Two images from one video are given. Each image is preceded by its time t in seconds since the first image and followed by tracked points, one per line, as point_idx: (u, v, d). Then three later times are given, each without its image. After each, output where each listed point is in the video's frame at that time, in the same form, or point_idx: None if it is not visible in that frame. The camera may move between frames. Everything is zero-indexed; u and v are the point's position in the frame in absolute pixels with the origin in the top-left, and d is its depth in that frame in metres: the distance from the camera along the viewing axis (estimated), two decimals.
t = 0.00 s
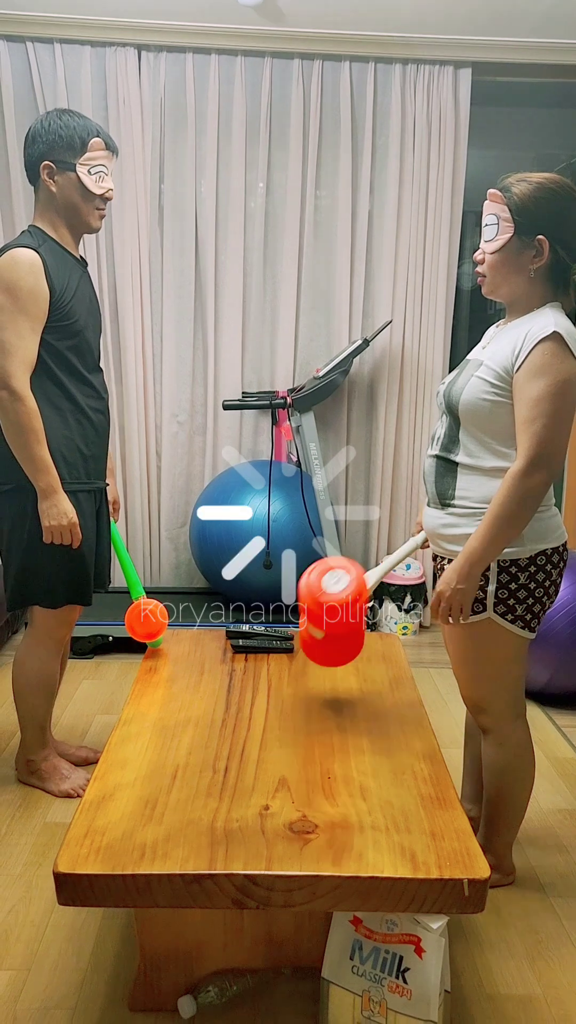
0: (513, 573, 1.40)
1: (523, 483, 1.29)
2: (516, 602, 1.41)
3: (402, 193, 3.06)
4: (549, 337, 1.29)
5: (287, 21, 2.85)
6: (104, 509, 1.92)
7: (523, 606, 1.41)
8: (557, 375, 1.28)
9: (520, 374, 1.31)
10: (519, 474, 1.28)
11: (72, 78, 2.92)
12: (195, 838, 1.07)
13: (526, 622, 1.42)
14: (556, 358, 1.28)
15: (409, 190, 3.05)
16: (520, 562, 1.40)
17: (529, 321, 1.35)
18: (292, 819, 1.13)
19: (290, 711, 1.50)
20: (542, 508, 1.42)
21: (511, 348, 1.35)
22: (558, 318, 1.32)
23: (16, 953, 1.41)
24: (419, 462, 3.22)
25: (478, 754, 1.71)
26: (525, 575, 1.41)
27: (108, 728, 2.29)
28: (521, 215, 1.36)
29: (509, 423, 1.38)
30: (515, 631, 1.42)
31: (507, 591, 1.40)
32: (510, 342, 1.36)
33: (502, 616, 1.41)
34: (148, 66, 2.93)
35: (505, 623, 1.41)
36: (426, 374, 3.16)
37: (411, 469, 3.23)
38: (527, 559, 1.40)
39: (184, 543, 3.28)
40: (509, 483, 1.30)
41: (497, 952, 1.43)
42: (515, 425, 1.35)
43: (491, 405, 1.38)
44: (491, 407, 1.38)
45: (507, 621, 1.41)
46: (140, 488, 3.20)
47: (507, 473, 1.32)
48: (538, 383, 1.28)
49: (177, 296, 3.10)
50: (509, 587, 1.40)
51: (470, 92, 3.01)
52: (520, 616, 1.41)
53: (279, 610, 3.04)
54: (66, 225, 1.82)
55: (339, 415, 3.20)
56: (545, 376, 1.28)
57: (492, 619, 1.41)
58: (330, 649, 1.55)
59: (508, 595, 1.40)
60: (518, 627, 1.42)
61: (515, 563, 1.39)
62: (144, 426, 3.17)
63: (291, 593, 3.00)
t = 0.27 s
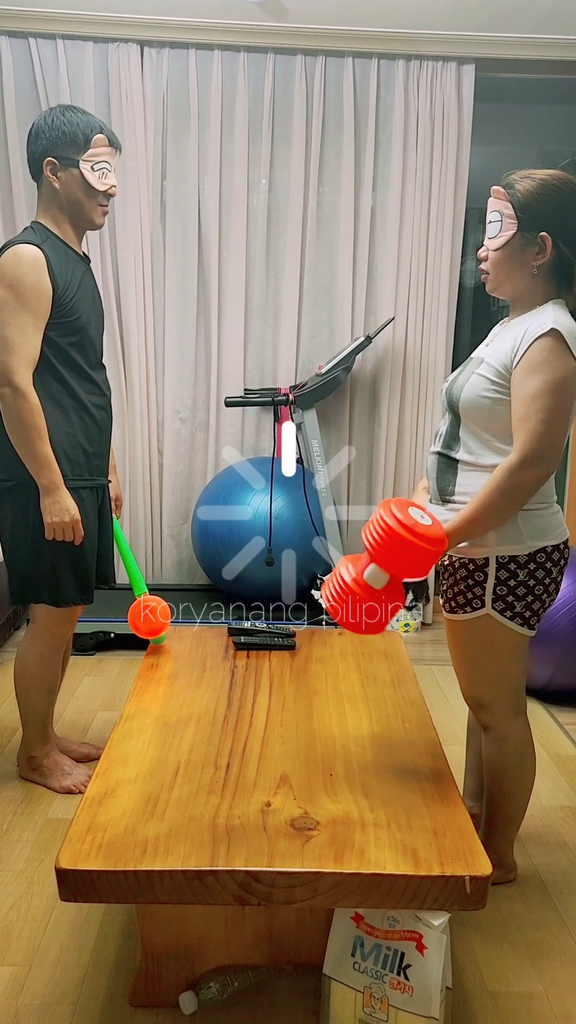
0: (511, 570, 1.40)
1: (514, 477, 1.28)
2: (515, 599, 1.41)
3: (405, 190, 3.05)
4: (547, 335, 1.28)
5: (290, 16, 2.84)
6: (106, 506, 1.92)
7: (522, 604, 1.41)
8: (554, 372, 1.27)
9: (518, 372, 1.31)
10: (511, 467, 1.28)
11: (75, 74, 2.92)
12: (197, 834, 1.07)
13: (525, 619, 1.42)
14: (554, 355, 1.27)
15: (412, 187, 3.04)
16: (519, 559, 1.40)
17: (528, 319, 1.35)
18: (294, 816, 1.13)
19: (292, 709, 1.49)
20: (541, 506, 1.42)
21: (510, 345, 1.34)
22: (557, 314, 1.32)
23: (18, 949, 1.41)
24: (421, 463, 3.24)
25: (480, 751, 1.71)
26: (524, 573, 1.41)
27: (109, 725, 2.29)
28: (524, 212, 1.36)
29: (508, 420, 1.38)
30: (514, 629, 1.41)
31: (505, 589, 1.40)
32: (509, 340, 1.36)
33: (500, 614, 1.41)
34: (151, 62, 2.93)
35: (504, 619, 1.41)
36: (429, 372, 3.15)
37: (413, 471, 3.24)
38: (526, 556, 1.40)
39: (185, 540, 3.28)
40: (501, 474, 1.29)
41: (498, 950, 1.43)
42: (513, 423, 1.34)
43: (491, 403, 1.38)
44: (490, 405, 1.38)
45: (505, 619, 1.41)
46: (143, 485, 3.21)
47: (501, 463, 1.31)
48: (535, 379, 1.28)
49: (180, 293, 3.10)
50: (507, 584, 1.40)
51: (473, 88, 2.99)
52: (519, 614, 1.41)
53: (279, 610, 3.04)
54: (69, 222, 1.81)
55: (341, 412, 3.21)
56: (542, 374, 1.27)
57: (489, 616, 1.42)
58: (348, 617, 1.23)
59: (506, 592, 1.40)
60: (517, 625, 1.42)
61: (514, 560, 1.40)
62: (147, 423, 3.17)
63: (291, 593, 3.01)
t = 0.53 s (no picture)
0: (515, 569, 1.40)
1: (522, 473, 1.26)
2: (519, 598, 1.40)
3: (408, 187, 3.04)
4: (555, 332, 1.28)
5: (293, 12, 2.83)
6: (108, 504, 1.92)
7: (525, 603, 1.41)
8: (562, 369, 1.26)
9: (526, 369, 1.30)
10: (522, 464, 1.26)
11: (77, 71, 2.91)
12: (198, 833, 1.07)
13: (529, 618, 1.42)
14: (561, 352, 1.27)
15: (415, 184, 3.03)
16: (523, 558, 1.39)
17: (534, 316, 1.34)
18: (296, 815, 1.12)
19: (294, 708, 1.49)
20: (545, 506, 1.42)
21: (517, 343, 1.34)
22: (562, 312, 1.32)
23: (19, 947, 1.41)
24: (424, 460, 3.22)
25: (482, 750, 1.70)
26: (528, 572, 1.40)
27: (111, 723, 2.29)
28: (529, 208, 1.35)
29: (516, 418, 1.37)
30: (518, 628, 1.41)
31: (509, 588, 1.40)
32: (515, 338, 1.35)
33: (504, 613, 1.40)
34: (153, 58, 2.92)
35: (507, 618, 1.40)
36: (431, 369, 3.14)
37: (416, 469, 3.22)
38: (530, 555, 1.40)
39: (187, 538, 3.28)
40: (512, 471, 1.26)
41: (500, 950, 1.42)
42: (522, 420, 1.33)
43: (496, 400, 1.37)
44: (496, 402, 1.37)
45: (509, 618, 1.40)
46: (145, 483, 3.20)
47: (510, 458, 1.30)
48: (544, 377, 1.27)
49: (182, 290, 3.09)
50: (511, 583, 1.40)
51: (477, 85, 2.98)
52: (522, 613, 1.41)
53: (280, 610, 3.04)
54: (71, 219, 1.81)
55: (344, 410, 3.20)
56: (548, 371, 1.27)
57: (493, 616, 1.41)
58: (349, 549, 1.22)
59: (510, 591, 1.40)
60: (520, 624, 1.41)
61: (518, 559, 1.39)
62: (149, 421, 3.17)
63: (291, 593, 3.02)
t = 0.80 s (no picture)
0: (521, 570, 1.39)
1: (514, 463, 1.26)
2: (525, 598, 1.40)
3: (410, 186, 3.03)
4: (558, 330, 1.27)
5: (295, 12, 2.83)
6: (109, 503, 1.92)
7: (531, 603, 1.40)
8: (564, 366, 1.26)
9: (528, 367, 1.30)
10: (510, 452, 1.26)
11: (79, 69, 2.91)
12: (199, 833, 1.07)
13: (535, 619, 1.41)
14: (564, 350, 1.26)
15: (417, 183, 3.03)
16: (529, 558, 1.39)
17: (539, 314, 1.34)
18: (297, 815, 1.12)
19: (295, 708, 1.48)
20: (551, 506, 1.42)
21: (520, 341, 1.34)
22: (566, 309, 1.31)
23: (20, 948, 1.41)
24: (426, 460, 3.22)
25: (484, 750, 1.70)
26: (534, 572, 1.40)
27: (112, 722, 2.29)
28: (536, 208, 1.34)
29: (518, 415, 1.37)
30: (524, 628, 1.40)
31: (515, 588, 1.39)
32: (519, 336, 1.35)
33: (511, 614, 1.40)
34: (156, 57, 2.91)
35: (514, 618, 1.40)
36: (433, 369, 3.14)
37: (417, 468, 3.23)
38: (536, 556, 1.39)
39: (188, 537, 3.28)
40: (500, 458, 1.27)
41: (502, 951, 1.42)
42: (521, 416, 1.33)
43: (500, 399, 1.37)
44: (500, 400, 1.37)
45: (515, 618, 1.40)
46: (146, 482, 3.20)
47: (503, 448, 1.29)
48: (543, 373, 1.27)
49: (184, 289, 3.09)
50: (517, 583, 1.39)
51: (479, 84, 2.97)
52: (528, 613, 1.40)
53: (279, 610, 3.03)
54: (73, 217, 1.81)
55: (345, 409, 3.20)
56: (550, 369, 1.26)
57: (500, 616, 1.40)
58: (379, 587, 1.25)
59: (516, 592, 1.39)
60: (526, 625, 1.41)
61: (525, 559, 1.39)
62: (151, 420, 3.17)
63: (291, 593, 3.00)
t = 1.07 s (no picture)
0: (520, 571, 1.39)
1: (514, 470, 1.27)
2: (524, 599, 1.39)
3: (411, 186, 3.03)
4: (556, 331, 1.27)
5: (297, 12, 2.82)
6: (109, 504, 1.92)
7: (531, 604, 1.40)
8: (562, 368, 1.25)
9: (525, 368, 1.30)
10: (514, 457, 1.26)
11: (80, 69, 2.90)
12: (199, 835, 1.07)
13: (534, 620, 1.41)
14: (562, 352, 1.26)
15: (418, 184, 3.02)
16: (529, 559, 1.39)
17: (537, 315, 1.33)
18: (298, 817, 1.12)
19: (295, 709, 1.48)
20: (550, 508, 1.42)
21: (518, 342, 1.33)
22: (564, 310, 1.30)
23: (19, 949, 1.41)
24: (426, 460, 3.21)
25: (484, 751, 1.69)
26: (533, 573, 1.40)
27: (111, 723, 2.28)
28: (533, 207, 1.34)
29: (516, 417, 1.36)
30: (523, 630, 1.40)
31: (515, 589, 1.39)
32: (517, 337, 1.34)
33: (510, 615, 1.39)
34: (156, 56, 2.91)
35: (513, 620, 1.39)
36: (433, 370, 3.13)
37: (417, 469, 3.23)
38: (535, 557, 1.39)
39: (188, 537, 3.28)
40: (503, 463, 1.27)
41: (502, 953, 1.42)
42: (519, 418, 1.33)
43: (498, 400, 1.37)
44: (498, 401, 1.37)
45: (514, 619, 1.39)
46: (146, 483, 3.19)
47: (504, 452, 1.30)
48: (540, 375, 1.26)
49: (185, 289, 3.09)
50: (516, 584, 1.39)
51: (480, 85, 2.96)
52: (528, 614, 1.40)
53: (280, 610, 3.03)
54: (73, 217, 1.80)
55: (345, 410, 3.19)
56: (548, 370, 1.26)
57: (498, 616, 1.40)
58: (381, 577, 1.23)
59: (515, 593, 1.39)
60: (525, 626, 1.40)
61: (524, 560, 1.39)
62: (151, 420, 3.17)
63: (291, 593, 3.01)
